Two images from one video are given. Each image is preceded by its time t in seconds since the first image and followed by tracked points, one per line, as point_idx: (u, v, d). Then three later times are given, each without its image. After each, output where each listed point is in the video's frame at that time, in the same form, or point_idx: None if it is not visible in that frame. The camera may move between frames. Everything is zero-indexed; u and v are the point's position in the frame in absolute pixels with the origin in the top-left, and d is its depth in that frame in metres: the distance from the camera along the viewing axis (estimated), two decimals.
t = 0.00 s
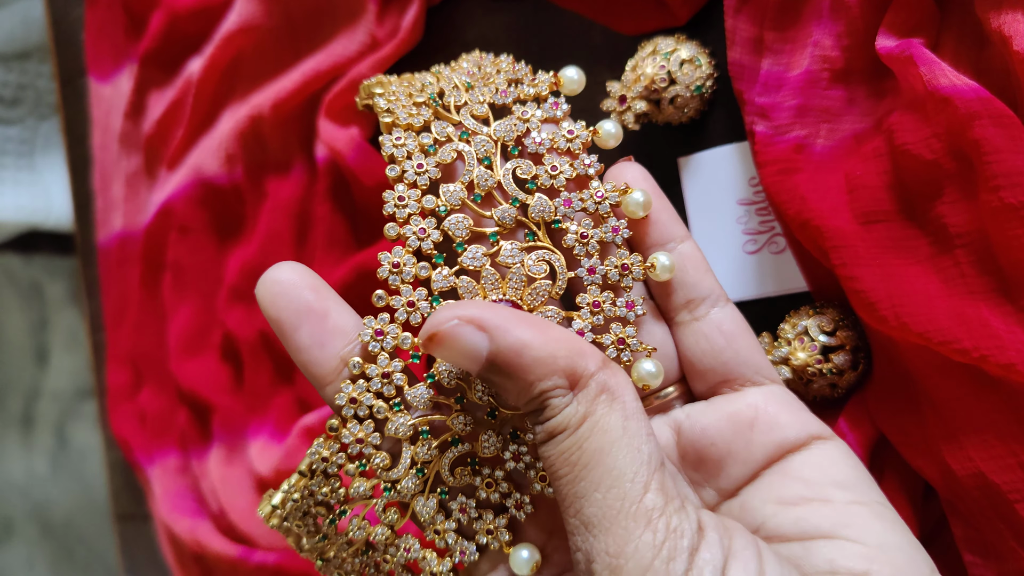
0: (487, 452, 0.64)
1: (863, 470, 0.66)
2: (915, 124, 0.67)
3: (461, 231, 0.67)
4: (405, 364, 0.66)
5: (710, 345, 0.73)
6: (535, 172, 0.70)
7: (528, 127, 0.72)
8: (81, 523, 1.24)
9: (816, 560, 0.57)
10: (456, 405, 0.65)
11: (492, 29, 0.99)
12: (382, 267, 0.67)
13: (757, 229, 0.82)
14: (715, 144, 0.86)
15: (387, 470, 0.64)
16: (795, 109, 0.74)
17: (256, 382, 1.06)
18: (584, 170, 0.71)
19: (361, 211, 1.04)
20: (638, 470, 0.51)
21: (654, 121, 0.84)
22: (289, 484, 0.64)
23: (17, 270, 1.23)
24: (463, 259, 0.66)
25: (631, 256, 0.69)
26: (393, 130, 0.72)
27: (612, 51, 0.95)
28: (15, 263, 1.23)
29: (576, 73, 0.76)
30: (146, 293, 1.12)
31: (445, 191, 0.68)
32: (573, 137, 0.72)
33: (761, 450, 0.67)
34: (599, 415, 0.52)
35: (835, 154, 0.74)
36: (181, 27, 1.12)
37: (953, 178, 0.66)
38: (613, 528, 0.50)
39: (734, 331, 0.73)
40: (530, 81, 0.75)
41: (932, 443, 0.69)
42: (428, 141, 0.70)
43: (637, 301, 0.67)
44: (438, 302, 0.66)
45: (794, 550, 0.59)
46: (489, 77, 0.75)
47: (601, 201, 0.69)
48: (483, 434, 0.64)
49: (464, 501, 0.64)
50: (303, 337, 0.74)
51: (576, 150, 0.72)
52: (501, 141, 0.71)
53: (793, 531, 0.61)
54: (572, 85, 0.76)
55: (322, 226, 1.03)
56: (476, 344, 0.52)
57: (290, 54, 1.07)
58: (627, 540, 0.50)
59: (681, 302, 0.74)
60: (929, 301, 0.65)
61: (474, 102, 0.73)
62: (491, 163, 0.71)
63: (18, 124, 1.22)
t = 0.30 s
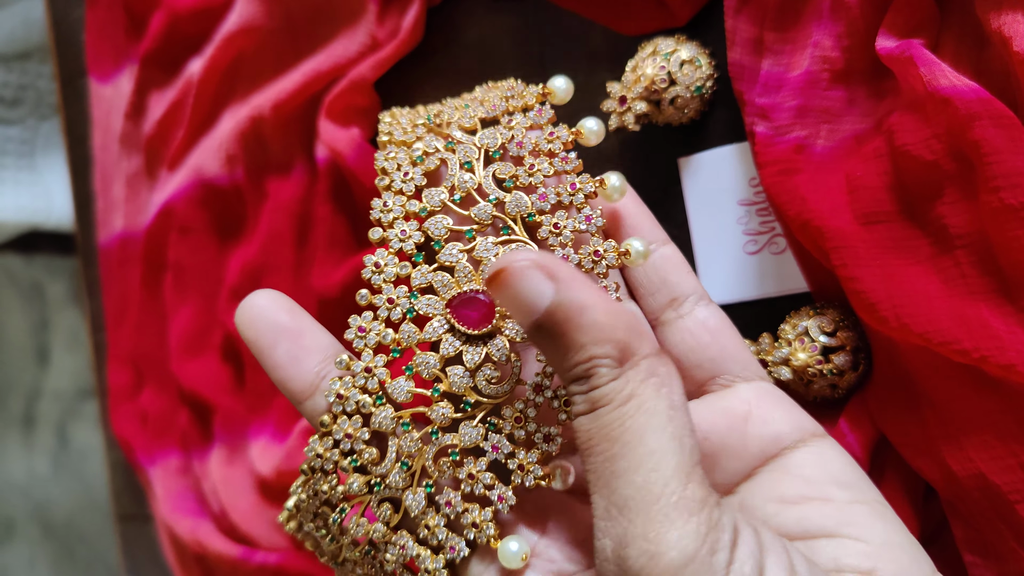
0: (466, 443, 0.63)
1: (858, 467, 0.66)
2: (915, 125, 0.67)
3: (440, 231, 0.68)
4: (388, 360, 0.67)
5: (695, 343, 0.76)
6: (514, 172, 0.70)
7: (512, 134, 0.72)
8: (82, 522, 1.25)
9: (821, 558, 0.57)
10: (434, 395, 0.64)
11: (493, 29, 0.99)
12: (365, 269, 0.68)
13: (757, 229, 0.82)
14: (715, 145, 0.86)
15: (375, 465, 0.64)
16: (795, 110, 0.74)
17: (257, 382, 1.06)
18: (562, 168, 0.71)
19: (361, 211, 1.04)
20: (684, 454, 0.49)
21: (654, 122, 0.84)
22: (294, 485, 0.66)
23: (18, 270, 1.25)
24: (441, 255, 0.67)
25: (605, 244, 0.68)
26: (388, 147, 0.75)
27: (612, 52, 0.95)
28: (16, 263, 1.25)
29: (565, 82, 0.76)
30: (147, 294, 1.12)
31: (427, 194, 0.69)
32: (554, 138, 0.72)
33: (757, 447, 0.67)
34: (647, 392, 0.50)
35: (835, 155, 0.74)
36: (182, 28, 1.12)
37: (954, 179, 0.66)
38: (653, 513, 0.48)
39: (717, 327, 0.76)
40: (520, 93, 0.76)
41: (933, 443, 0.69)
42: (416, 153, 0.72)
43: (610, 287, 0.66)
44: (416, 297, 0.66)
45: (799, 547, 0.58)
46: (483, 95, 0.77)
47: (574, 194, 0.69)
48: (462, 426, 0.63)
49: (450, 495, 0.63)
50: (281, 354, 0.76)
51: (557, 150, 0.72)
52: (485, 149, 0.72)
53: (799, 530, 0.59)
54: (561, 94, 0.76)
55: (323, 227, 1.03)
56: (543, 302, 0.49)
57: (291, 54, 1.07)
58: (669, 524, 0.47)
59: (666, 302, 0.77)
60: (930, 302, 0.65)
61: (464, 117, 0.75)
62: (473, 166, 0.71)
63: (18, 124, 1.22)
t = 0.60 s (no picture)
0: (472, 409, 0.60)
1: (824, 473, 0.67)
2: (915, 124, 0.67)
3: (466, 219, 0.68)
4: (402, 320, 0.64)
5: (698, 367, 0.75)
6: (534, 193, 0.72)
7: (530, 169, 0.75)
8: (83, 522, 1.25)
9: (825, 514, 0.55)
10: (450, 355, 0.62)
11: (492, 30, 0.99)
12: (388, 233, 0.66)
13: (757, 229, 0.82)
14: (714, 144, 0.85)
15: (367, 420, 0.61)
16: (795, 109, 0.74)
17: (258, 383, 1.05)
18: (578, 200, 0.74)
19: (361, 211, 1.04)
20: (703, 381, 0.53)
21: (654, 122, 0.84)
22: (257, 439, 0.61)
23: (18, 270, 1.25)
24: (469, 237, 0.66)
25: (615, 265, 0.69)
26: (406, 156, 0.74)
27: (611, 50, 0.94)
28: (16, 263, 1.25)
29: (564, 145, 0.82)
30: (148, 294, 1.13)
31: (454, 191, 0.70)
32: (569, 181, 0.76)
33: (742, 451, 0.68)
34: (659, 338, 0.55)
35: (835, 154, 0.74)
36: (182, 28, 1.12)
37: (954, 179, 0.66)
38: (693, 432, 0.50)
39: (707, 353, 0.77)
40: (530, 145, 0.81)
41: (933, 444, 0.68)
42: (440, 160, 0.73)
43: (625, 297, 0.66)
44: (441, 266, 0.65)
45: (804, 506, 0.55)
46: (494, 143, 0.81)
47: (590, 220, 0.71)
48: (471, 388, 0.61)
49: (442, 462, 0.60)
50: (268, 339, 0.75)
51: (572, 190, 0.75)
52: (507, 173, 0.73)
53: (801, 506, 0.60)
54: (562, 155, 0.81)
55: (322, 227, 1.03)
56: (555, 270, 0.55)
57: (291, 55, 1.07)
58: (708, 439, 0.50)
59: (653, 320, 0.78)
60: (930, 302, 0.65)
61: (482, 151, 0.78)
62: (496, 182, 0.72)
63: (18, 124, 1.23)
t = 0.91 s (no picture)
0: (470, 420, 0.60)
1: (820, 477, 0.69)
2: (915, 127, 0.67)
3: (454, 240, 0.68)
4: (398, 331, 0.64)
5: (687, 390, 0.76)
6: (518, 222, 0.72)
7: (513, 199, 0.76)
8: (85, 521, 1.26)
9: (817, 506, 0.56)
10: (446, 365, 0.62)
11: (494, 31, 0.98)
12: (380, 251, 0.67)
13: (758, 231, 0.82)
14: (716, 146, 0.85)
15: (363, 429, 0.60)
16: (796, 112, 0.74)
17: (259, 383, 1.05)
18: (560, 231, 0.73)
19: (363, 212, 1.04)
20: (695, 380, 0.54)
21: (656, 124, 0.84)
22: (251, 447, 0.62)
23: (21, 268, 1.27)
24: (458, 258, 0.66)
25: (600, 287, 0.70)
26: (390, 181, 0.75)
27: (612, 52, 0.92)
28: (18, 261, 1.27)
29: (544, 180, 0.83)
30: (151, 294, 1.13)
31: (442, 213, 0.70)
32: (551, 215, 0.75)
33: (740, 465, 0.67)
34: (650, 342, 0.55)
35: (836, 157, 0.74)
36: (184, 28, 1.11)
37: (954, 181, 0.66)
38: (694, 423, 0.50)
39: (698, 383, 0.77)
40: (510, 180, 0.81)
41: (933, 445, 0.69)
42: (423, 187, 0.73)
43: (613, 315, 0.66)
44: (433, 280, 0.65)
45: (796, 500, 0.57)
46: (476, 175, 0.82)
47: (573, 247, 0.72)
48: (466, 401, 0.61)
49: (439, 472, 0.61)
50: (269, 346, 0.76)
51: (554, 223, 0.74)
52: (487, 203, 0.73)
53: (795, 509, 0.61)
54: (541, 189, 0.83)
55: (324, 228, 1.03)
56: (545, 286, 0.56)
57: (294, 56, 1.07)
58: (708, 428, 0.50)
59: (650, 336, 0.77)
60: (930, 304, 0.65)
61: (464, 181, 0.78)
62: (481, 209, 0.72)
63: (20, 124, 1.24)
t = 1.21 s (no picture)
0: (477, 355, 0.65)
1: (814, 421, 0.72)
2: (911, 95, 0.68)
3: (468, 177, 0.71)
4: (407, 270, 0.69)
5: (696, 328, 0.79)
6: (534, 159, 0.74)
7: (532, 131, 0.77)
8: (84, 507, 1.28)
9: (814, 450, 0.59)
10: (454, 302, 0.67)
11: (494, 8, 0.99)
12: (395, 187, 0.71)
13: (754, 201, 0.84)
14: (714, 118, 0.87)
15: (372, 363, 0.65)
16: (793, 82, 0.75)
17: (259, 359, 1.05)
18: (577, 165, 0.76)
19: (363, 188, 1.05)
20: (699, 322, 0.56)
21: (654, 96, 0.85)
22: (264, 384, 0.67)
23: (21, 255, 1.31)
24: (472, 195, 0.70)
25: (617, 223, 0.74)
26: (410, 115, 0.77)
27: (613, 26, 0.94)
28: (18, 247, 1.32)
29: (566, 107, 0.82)
30: (150, 272, 1.13)
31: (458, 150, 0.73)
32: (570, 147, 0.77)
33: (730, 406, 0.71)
34: (655, 281, 0.58)
35: (832, 126, 0.75)
36: (186, 7, 1.12)
37: (949, 148, 0.67)
38: (691, 363, 0.53)
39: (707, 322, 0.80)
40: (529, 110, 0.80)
41: (925, 409, 0.70)
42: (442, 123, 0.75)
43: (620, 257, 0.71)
44: (445, 219, 0.69)
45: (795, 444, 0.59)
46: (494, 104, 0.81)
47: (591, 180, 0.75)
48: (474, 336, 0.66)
49: (447, 404, 0.65)
50: (323, 269, 0.79)
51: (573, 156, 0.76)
52: (506, 138, 0.75)
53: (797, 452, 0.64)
54: (563, 118, 0.82)
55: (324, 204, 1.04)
56: (553, 223, 0.59)
57: (295, 33, 1.07)
58: (706, 368, 0.53)
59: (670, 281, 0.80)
60: (924, 269, 0.66)
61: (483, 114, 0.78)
62: (497, 144, 0.74)
63: (23, 109, 1.25)
